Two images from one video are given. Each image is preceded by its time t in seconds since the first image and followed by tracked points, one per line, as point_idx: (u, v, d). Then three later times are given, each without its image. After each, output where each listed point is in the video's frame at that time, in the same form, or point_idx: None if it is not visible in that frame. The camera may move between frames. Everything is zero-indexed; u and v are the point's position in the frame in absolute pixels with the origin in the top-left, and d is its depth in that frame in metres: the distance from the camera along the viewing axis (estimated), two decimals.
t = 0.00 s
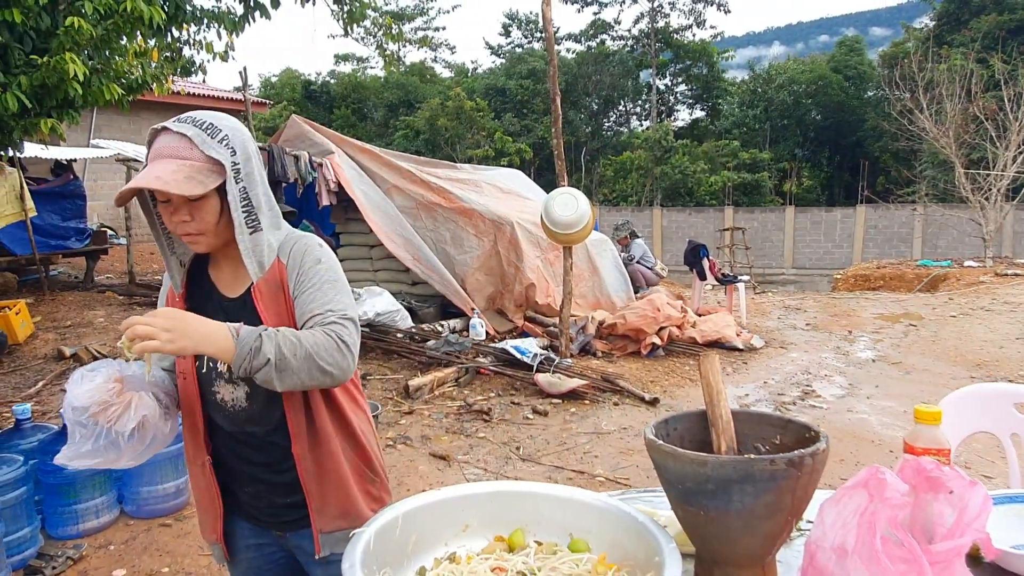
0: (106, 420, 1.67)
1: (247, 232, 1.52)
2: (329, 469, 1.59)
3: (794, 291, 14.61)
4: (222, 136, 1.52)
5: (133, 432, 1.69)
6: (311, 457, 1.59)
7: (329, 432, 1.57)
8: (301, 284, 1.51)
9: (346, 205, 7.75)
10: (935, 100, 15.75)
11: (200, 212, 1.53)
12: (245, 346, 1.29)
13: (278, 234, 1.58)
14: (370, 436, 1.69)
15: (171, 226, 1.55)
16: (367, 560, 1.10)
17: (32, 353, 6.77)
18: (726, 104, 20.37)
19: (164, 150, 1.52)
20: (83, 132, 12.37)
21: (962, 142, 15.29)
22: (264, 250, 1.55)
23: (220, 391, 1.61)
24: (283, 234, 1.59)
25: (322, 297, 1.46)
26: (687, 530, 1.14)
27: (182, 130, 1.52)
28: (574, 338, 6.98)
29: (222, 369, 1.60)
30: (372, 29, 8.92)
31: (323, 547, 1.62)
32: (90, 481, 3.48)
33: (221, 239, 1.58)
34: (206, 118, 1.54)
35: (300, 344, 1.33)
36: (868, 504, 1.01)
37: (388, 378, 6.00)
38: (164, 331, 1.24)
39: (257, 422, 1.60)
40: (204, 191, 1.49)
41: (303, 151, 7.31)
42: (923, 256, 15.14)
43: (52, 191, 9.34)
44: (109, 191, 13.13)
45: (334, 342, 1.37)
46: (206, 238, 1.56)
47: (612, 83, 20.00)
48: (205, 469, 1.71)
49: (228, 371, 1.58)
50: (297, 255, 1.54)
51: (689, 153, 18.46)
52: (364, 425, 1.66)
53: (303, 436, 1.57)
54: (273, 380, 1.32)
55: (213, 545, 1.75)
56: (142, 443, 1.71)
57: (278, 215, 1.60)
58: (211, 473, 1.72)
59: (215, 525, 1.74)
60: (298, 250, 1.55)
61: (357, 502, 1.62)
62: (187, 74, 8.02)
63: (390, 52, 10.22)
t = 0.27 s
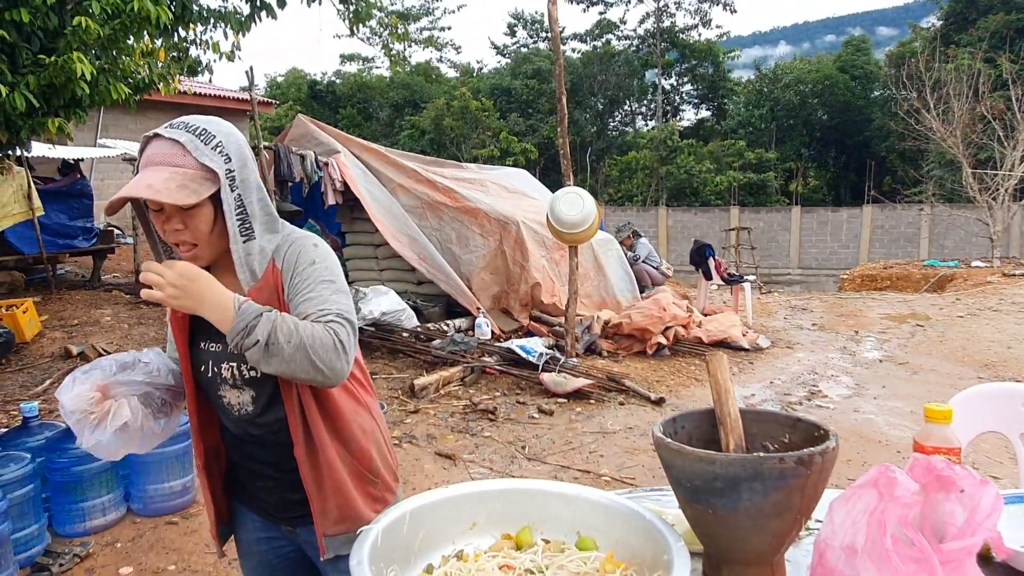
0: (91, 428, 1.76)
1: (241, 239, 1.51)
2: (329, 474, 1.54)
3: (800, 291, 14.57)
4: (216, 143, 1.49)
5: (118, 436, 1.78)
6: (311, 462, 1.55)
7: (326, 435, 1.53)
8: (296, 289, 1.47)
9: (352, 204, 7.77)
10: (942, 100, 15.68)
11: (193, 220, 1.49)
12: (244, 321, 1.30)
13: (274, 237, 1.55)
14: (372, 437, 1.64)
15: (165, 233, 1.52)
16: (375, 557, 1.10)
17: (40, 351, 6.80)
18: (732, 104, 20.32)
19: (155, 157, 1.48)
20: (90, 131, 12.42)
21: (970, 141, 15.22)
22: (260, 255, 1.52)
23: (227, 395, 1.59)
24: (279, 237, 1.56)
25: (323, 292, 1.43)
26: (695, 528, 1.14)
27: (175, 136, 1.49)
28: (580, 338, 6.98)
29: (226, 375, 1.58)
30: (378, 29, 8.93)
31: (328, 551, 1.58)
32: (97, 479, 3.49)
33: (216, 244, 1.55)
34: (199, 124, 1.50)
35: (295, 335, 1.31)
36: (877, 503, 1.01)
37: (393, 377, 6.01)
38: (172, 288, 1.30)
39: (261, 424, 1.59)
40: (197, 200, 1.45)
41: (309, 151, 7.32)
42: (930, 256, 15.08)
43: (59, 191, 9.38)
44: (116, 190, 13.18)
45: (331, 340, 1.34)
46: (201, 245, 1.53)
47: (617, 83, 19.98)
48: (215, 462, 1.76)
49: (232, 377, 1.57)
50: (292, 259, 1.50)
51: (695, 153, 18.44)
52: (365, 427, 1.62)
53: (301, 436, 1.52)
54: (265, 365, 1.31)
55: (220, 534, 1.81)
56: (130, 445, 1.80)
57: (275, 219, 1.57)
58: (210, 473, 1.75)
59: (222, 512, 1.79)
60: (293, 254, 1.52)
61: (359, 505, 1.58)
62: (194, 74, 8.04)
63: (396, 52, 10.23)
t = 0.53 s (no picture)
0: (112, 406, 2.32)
1: (235, 246, 1.48)
2: (330, 483, 1.53)
3: (806, 289, 14.52)
4: (207, 148, 1.45)
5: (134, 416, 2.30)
6: (312, 472, 1.53)
7: (326, 445, 1.51)
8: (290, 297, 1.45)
9: (356, 202, 7.78)
10: (948, 98, 15.58)
11: (184, 228, 1.45)
12: (239, 324, 1.30)
13: (267, 243, 1.53)
14: (372, 442, 1.63)
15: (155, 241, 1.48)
16: (374, 557, 1.10)
17: (45, 349, 6.82)
18: (737, 102, 20.26)
19: (143, 163, 1.44)
20: (95, 130, 12.44)
21: (976, 139, 15.15)
22: (253, 262, 1.50)
23: (229, 402, 1.60)
24: (272, 242, 1.54)
25: (318, 296, 1.42)
26: (698, 528, 1.13)
27: (165, 141, 1.44)
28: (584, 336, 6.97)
29: (227, 382, 1.58)
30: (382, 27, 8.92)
31: (334, 561, 1.57)
32: (101, 476, 3.50)
33: (208, 251, 1.51)
34: (189, 129, 1.46)
35: (289, 342, 1.29)
36: (883, 504, 1.00)
37: (398, 375, 6.01)
38: (173, 285, 1.33)
39: (260, 430, 1.60)
40: (189, 208, 1.42)
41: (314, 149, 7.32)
42: (936, 255, 15.04)
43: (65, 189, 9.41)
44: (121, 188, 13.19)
45: (327, 349, 1.33)
46: (193, 251, 1.49)
47: (622, 81, 19.94)
48: (216, 462, 1.77)
49: (234, 385, 1.57)
50: (286, 266, 1.48)
51: (700, 151, 18.40)
52: (366, 431, 1.60)
53: (299, 447, 1.51)
54: (261, 371, 1.31)
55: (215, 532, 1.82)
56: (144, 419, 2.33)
57: (266, 224, 1.54)
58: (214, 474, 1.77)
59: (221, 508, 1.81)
60: (288, 260, 1.50)
61: (361, 510, 1.58)
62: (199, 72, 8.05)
63: (401, 50, 10.23)
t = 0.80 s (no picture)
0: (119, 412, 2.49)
1: (234, 252, 1.47)
2: (331, 488, 1.52)
3: (811, 288, 14.46)
4: (203, 156, 1.42)
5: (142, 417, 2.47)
6: (314, 477, 1.51)
7: (327, 449, 1.51)
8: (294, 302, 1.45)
9: (361, 201, 7.78)
10: (955, 96, 15.50)
11: (183, 238, 1.42)
12: (246, 330, 1.29)
13: (266, 246, 1.53)
14: (373, 445, 1.62)
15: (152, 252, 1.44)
16: (378, 556, 1.09)
17: (51, 347, 6.84)
18: (742, 100, 20.20)
19: (139, 174, 1.40)
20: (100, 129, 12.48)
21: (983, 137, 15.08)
22: (253, 267, 1.50)
23: (230, 405, 1.60)
24: (271, 244, 1.54)
25: (323, 298, 1.42)
26: (703, 528, 1.12)
27: (159, 149, 1.40)
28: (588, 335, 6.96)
29: (227, 386, 1.57)
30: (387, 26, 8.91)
31: (336, 566, 1.57)
32: (107, 474, 3.51)
33: (206, 258, 1.49)
34: (182, 135, 1.41)
35: (298, 346, 1.30)
36: (890, 504, 0.99)
37: (402, 373, 6.02)
38: (177, 292, 1.30)
39: (262, 431, 1.60)
40: (189, 220, 1.39)
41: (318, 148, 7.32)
42: (942, 254, 14.98)
43: (70, 188, 9.44)
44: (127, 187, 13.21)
45: (336, 352, 1.34)
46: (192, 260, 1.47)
47: (627, 79, 19.89)
48: (219, 462, 1.77)
49: (233, 389, 1.56)
50: (287, 270, 1.48)
51: (705, 149, 18.36)
52: (367, 433, 1.60)
53: (300, 454, 1.50)
54: (269, 376, 1.31)
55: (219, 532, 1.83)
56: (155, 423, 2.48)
57: (265, 228, 1.54)
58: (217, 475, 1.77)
59: (222, 507, 1.81)
60: (288, 263, 1.49)
61: (364, 513, 1.57)
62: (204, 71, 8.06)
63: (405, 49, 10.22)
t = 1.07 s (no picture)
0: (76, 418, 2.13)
1: (239, 254, 1.45)
2: (330, 488, 1.51)
3: (816, 287, 14.42)
4: (209, 158, 1.40)
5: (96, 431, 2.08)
6: (312, 477, 1.51)
7: (326, 450, 1.50)
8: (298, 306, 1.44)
9: (365, 200, 7.78)
10: (961, 94, 15.41)
11: (187, 242, 1.41)
12: (255, 340, 1.28)
13: (269, 246, 1.51)
14: (374, 445, 1.61)
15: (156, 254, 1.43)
16: (381, 554, 1.09)
17: (57, 346, 6.86)
18: (747, 99, 20.17)
19: (142, 176, 1.38)
20: (106, 128, 12.52)
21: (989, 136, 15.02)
22: (256, 269, 1.49)
23: (230, 406, 1.60)
24: (273, 244, 1.52)
25: (328, 303, 1.41)
26: (710, 527, 1.12)
27: (162, 151, 1.38)
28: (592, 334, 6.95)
29: (228, 387, 1.57)
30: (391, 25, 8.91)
31: (336, 563, 1.57)
32: (111, 472, 3.52)
33: (209, 262, 1.48)
34: (185, 136, 1.40)
35: (307, 354, 1.30)
36: (897, 504, 0.98)
37: (406, 372, 6.02)
38: (183, 308, 1.27)
39: (263, 430, 1.60)
40: (194, 224, 1.37)
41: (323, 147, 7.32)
42: (948, 253, 14.92)
43: (76, 186, 9.46)
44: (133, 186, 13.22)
45: (346, 358, 1.34)
46: (195, 262, 1.45)
47: (631, 78, 19.85)
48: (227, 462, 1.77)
49: (234, 390, 1.56)
50: (292, 272, 1.48)
51: (710, 148, 18.33)
52: (367, 433, 1.59)
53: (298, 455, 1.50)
54: (276, 383, 1.30)
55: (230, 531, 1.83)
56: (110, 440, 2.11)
57: (266, 228, 1.52)
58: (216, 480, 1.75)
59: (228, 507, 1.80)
60: (292, 264, 1.49)
61: (362, 515, 1.57)
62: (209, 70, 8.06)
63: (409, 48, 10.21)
